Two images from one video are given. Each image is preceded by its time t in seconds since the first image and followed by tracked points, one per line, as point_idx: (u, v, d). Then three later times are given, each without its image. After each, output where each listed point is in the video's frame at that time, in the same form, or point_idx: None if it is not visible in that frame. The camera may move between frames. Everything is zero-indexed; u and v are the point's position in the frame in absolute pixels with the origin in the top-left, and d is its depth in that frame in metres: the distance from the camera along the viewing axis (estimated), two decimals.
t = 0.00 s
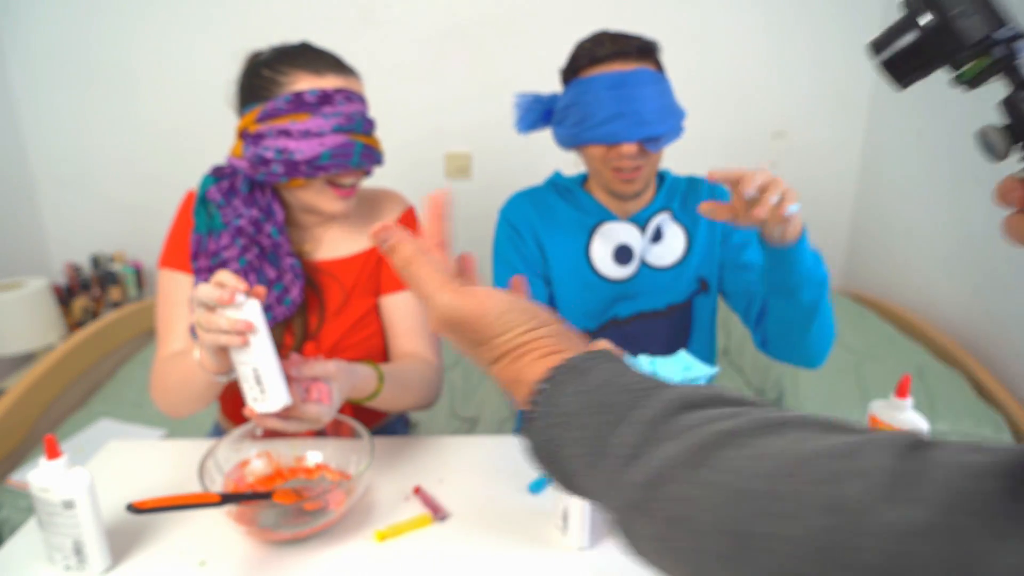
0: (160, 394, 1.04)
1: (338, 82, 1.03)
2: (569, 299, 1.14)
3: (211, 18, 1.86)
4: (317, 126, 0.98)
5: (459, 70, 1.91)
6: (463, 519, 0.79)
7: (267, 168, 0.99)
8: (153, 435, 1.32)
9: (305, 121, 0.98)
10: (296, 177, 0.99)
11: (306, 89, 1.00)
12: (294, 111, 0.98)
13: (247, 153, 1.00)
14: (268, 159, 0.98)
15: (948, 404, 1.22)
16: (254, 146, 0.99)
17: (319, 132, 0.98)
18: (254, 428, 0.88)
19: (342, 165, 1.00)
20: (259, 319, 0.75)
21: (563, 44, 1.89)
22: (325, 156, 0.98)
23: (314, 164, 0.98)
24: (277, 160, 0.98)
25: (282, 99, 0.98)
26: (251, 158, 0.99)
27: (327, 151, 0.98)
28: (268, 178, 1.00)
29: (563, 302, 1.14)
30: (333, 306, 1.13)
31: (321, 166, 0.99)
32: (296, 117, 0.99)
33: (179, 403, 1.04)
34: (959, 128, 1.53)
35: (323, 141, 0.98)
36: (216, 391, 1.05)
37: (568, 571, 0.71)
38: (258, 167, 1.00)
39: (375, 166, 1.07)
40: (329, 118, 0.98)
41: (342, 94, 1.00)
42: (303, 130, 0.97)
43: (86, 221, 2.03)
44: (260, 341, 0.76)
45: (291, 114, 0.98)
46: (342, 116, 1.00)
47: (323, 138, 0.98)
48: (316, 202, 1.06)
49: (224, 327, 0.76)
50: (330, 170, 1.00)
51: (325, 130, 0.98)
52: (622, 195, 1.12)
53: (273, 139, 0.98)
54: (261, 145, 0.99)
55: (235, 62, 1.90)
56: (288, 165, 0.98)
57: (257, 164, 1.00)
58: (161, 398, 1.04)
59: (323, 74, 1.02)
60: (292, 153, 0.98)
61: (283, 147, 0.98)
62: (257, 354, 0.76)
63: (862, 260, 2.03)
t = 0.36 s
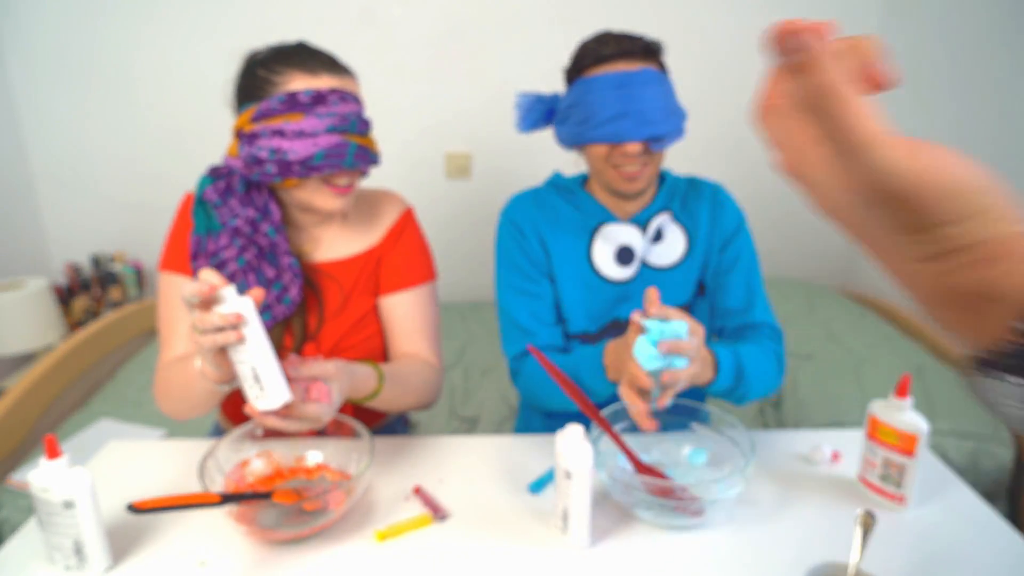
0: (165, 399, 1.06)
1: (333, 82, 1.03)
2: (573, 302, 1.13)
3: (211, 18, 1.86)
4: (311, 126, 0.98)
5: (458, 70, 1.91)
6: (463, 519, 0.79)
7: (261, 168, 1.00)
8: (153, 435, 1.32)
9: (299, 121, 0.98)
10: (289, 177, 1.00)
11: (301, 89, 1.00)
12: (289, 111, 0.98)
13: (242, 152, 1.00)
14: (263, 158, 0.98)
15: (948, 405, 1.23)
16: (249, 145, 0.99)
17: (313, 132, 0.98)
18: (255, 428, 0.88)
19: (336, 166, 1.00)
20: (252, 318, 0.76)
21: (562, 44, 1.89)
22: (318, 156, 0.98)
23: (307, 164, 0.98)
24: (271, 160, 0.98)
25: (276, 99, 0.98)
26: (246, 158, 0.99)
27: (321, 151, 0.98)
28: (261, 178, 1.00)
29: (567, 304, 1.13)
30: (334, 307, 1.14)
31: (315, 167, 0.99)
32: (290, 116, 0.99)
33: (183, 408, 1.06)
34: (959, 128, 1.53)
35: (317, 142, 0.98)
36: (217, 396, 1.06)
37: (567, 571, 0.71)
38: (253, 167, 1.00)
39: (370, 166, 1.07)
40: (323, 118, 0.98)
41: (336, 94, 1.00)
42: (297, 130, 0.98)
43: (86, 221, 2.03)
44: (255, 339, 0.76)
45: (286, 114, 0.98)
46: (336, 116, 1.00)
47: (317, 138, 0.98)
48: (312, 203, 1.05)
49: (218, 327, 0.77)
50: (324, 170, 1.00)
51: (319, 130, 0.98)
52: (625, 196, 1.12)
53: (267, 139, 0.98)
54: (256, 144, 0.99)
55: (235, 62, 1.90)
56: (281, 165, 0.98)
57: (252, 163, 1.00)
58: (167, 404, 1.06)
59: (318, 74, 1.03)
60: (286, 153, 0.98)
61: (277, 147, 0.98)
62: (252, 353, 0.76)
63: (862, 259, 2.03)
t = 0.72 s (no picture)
0: (164, 395, 1.06)
1: (333, 83, 1.03)
2: (570, 301, 1.13)
3: (211, 19, 1.86)
4: (311, 127, 0.98)
5: (459, 71, 1.91)
6: (462, 519, 0.79)
7: (261, 168, 0.99)
8: (153, 436, 1.32)
9: (299, 122, 0.98)
10: (288, 178, 1.00)
11: (302, 90, 1.00)
12: (289, 112, 0.99)
13: (241, 152, 1.00)
14: (262, 159, 0.98)
15: (947, 404, 1.22)
16: (249, 146, 0.99)
17: (313, 133, 0.98)
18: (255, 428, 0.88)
19: (335, 167, 1.01)
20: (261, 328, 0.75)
21: (563, 44, 1.89)
22: (318, 157, 0.98)
23: (307, 165, 0.99)
24: (271, 160, 0.98)
25: (277, 100, 0.98)
26: (246, 158, 0.99)
27: (321, 152, 0.98)
28: (260, 180, 1.00)
29: (564, 302, 1.13)
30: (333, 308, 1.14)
31: (314, 168, 0.99)
32: (290, 117, 0.99)
33: (181, 408, 1.06)
34: (959, 127, 1.52)
35: (316, 143, 0.98)
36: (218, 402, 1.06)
37: (567, 571, 0.71)
38: (252, 168, 1.00)
39: (370, 167, 1.07)
40: (323, 119, 0.98)
41: (337, 95, 1.00)
42: (297, 132, 0.98)
43: (86, 221, 2.03)
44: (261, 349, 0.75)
45: (286, 115, 0.99)
46: (336, 118, 1.00)
47: (316, 139, 0.98)
48: (310, 204, 1.06)
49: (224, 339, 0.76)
50: (323, 171, 1.00)
51: (319, 131, 0.98)
52: (624, 196, 1.12)
53: (267, 140, 0.98)
54: (256, 145, 0.99)
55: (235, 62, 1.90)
56: (281, 166, 0.98)
57: (252, 164, 1.00)
58: (167, 400, 1.07)
59: (318, 75, 1.03)
60: (285, 154, 0.98)
61: (277, 148, 0.98)
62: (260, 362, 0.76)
63: (862, 259, 2.03)
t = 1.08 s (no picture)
0: (150, 368, 1.06)
1: (337, 83, 1.03)
2: (575, 300, 1.13)
3: (211, 18, 1.86)
4: (315, 127, 0.98)
5: (459, 70, 1.91)
6: (463, 519, 0.79)
7: (265, 167, 1.00)
8: (153, 436, 1.32)
9: (303, 122, 0.99)
10: (292, 177, 1.00)
11: (306, 90, 1.00)
12: (293, 112, 0.99)
13: (247, 151, 1.01)
14: (265, 158, 0.98)
15: (947, 404, 1.22)
16: (254, 145, 1.00)
17: (315, 133, 0.98)
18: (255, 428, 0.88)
19: (337, 167, 1.01)
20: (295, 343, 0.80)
21: (564, 44, 1.89)
22: (321, 157, 0.99)
23: (309, 164, 0.99)
24: (274, 160, 0.99)
25: (281, 100, 0.99)
26: (250, 157, 1.00)
27: (323, 152, 0.98)
28: (264, 178, 1.01)
29: (569, 301, 1.13)
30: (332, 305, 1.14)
31: (316, 168, 0.99)
32: (294, 117, 1.00)
33: (161, 388, 1.05)
34: (960, 127, 1.53)
35: (319, 142, 0.98)
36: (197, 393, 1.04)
37: (567, 571, 0.71)
38: (256, 166, 1.00)
39: (374, 167, 1.06)
40: (326, 119, 0.98)
41: (340, 96, 1.00)
42: (300, 131, 0.98)
43: (87, 221, 2.03)
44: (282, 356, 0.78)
45: (290, 115, 0.99)
46: (340, 118, 1.00)
47: (319, 139, 0.98)
48: (315, 201, 1.05)
49: (259, 330, 0.78)
50: (326, 171, 1.00)
51: (323, 131, 0.99)
52: (627, 195, 1.12)
53: (272, 139, 0.99)
54: (261, 144, 1.00)
55: (236, 61, 1.90)
56: (284, 165, 0.99)
57: (256, 163, 1.00)
58: (150, 375, 1.06)
59: (322, 74, 1.02)
60: (289, 153, 0.98)
61: (280, 148, 0.98)
62: (273, 362, 0.77)
63: (862, 259, 2.03)
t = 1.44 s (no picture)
0: (82, 270, 0.96)
1: (339, 87, 1.03)
2: (572, 299, 1.12)
3: (211, 18, 1.86)
4: (315, 131, 0.99)
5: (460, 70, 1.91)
6: (463, 519, 0.79)
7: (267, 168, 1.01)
8: (153, 436, 1.32)
9: (305, 125, 0.99)
10: (292, 179, 1.01)
11: (309, 94, 1.01)
12: (296, 115, 1.00)
13: (252, 151, 1.02)
14: (268, 159, 0.99)
15: (947, 404, 1.22)
16: (258, 145, 1.01)
17: (316, 136, 0.99)
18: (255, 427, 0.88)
19: (337, 170, 1.01)
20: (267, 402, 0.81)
21: (564, 43, 1.89)
22: (320, 161, 0.99)
23: (309, 168, 1.00)
24: (276, 161, 1.00)
25: (284, 103, 0.99)
26: (255, 157, 1.01)
27: (323, 156, 0.99)
28: (267, 178, 1.02)
29: (563, 300, 1.12)
30: (337, 302, 1.13)
31: (316, 171, 1.00)
32: (297, 120, 1.00)
33: (76, 288, 0.93)
34: (959, 127, 1.53)
35: (319, 147, 0.99)
36: (106, 308, 0.90)
37: (568, 571, 0.71)
38: (260, 166, 1.02)
39: (374, 171, 1.07)
40: (327, 124, 0.99)
41: (342, 100, 1.01)
42: (302, 134, 0.99)
43: (86, 221, 2.03)
44: (250, 395, 0.78)
45: (293, 118, 1.00)
46: (341, 123, 1.00)
47: (319, 142, 0.99)
48: (318, 204, 1.06)
49: (268, 371, 0.80)
50: (325, 175, 1.01)
51: (323, 136, 0.99)
52: (626, 198, 1.12)
53: (275, 141, 1.00)
54: (264, 145, 1.01)
55: (236, 61, 1.90)
56: (284, 167, 0.99)
57: (259, 163, 1.01)
58: (75, 275, 0.96)
59: (323, 78, 1.02)
60: (290, 156, 0.99)
61: (282, 149, 0.99)
62: (244, 391, 0.77)
63: (862, 259, 2.03)
